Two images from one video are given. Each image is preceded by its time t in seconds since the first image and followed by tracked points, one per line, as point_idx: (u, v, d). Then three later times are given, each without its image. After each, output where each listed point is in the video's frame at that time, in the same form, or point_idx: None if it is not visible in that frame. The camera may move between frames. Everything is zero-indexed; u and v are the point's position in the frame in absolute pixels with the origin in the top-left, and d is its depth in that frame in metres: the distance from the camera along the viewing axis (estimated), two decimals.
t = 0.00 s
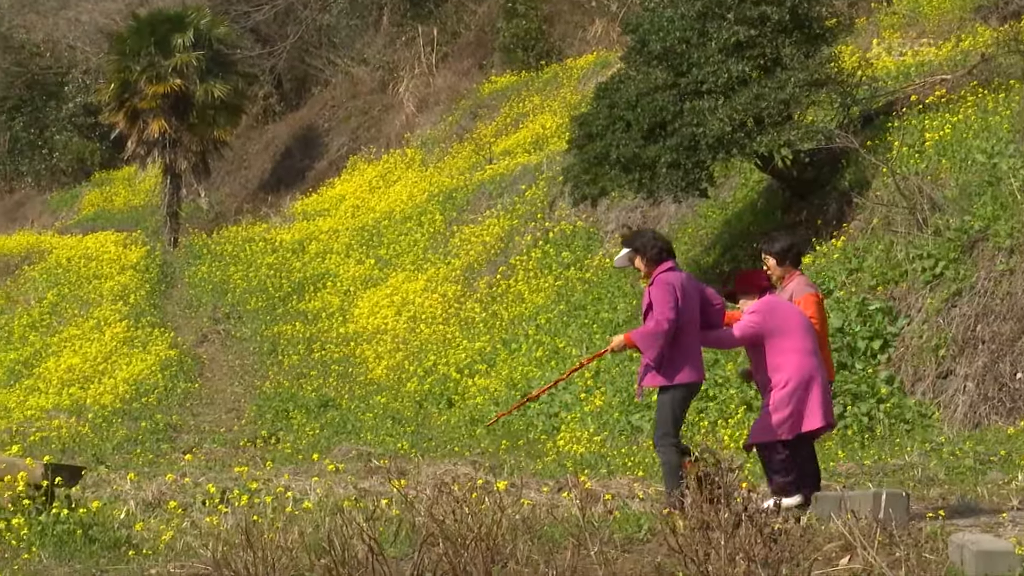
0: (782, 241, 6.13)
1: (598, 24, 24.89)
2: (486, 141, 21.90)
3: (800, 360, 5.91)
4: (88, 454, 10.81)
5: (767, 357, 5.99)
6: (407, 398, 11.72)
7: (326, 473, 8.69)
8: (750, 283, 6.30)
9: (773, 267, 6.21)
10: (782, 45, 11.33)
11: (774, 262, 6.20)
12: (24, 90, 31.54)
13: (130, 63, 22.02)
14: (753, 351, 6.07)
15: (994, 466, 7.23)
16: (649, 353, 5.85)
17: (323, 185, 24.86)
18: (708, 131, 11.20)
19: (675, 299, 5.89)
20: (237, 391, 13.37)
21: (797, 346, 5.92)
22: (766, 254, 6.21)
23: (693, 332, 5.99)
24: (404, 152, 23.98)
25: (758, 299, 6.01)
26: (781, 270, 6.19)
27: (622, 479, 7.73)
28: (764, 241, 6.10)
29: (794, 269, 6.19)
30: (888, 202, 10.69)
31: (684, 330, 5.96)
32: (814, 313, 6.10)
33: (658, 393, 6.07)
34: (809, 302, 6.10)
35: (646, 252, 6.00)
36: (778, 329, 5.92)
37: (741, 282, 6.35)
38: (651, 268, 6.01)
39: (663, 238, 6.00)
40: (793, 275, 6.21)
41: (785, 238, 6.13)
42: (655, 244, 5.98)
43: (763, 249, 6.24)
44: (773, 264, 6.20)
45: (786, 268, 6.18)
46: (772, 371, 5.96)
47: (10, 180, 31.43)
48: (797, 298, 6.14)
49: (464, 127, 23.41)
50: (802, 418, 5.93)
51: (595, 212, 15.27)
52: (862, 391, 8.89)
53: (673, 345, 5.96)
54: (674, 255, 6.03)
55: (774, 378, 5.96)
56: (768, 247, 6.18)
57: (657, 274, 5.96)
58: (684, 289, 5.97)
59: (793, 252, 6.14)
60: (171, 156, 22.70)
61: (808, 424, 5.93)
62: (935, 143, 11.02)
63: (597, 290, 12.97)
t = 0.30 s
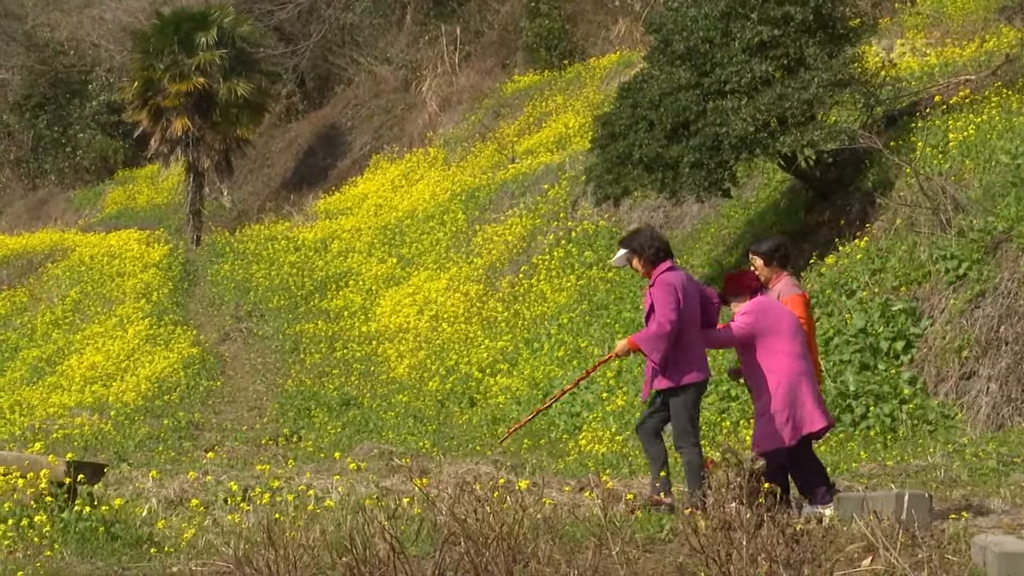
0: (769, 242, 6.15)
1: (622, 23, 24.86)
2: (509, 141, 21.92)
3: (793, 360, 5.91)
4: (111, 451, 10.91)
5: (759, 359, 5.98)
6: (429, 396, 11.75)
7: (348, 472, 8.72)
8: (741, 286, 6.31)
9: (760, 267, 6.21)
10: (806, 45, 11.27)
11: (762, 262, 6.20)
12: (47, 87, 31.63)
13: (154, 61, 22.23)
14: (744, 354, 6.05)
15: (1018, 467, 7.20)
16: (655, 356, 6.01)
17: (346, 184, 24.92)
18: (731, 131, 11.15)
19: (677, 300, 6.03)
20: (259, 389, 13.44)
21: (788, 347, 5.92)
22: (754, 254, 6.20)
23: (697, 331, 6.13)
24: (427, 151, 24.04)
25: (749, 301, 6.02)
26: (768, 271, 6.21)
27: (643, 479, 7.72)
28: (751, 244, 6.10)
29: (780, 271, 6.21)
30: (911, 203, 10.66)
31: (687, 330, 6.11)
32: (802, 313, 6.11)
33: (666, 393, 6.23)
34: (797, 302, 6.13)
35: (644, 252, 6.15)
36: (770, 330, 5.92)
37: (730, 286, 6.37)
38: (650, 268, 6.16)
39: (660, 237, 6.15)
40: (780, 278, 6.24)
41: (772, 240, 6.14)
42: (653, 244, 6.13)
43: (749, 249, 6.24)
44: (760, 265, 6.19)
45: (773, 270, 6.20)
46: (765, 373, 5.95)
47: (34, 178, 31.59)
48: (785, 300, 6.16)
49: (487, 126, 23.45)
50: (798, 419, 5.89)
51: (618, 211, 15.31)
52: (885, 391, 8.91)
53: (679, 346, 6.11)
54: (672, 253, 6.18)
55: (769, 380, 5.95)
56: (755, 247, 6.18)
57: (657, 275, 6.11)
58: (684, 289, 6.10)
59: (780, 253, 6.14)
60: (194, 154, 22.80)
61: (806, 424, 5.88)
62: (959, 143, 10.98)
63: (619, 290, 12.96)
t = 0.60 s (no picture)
0: (752, 241, 6.01)
1: (644, 23, 24.83)
2: (530, 140, 21.92)
3: (779, 358, 5.84)
4: (132, 450, 10.98)
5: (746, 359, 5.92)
6: (450, 396, 11.77)
7: (369, 471, 8.75)
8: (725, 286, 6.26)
9: (743, 267, 6.10)
10: (828, 45, 11.23)
11: (744, 262, 6.10)
12: (70, 86, 31.85)
13: (176, 61, 22.24)
14: (731, 354, 5.99)
15: None
16: (649, 359, 5.89)
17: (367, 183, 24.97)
18: (753, 130, 11.11)
19: (673, 302, 5.92)
20: (280, 387, 13.50)
21: (775, 345, 5.84)
22: (736, 254, 6.08)
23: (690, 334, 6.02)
24: (448, 150, 24.09)
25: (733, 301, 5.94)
26: (751, 270, 6.10)
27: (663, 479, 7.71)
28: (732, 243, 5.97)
29: (764, 269, 6.11)
30: (934, 203, 10.61)
31: (681, 332, 5.99)
32: (788, 312, 6.04)
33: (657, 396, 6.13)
34: (781, 302, 6.01)
35: (639, 253, 6.03)
36: (756, 329, 5.85)
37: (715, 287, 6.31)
38: (645, 269, 6.04)
39: (657, 240, 6.02)
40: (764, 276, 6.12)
41: (754, 239, 6.01)
42: (649, 246, 6.01)
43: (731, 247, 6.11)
44: (743, 265, 6.09)
45: (756, 269, 6.10)
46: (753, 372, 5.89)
47: (56, 177, 31.74)
48: (769, 299, 6.03)
49: (508, 125, 23.48)
50: (787, 417, 5.84)
51: (640, 211, 15.31)
52: (907, 391, 8.88)
53: (672, 349, 6.00)
54: (667, 256, 6.06)
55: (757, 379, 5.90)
56: (737, 247, 6.05)
57: (652, 276, 5.99)
58: (679, 291, 5.99)
59: (763, 251, 6.02)
60: (215, 153, 22.88)
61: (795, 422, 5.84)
62: (982, 143, 10.92)
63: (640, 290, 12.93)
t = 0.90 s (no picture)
0: (735, 240, 6.19)
1: (667, 22, 24.79)
2: (554, 139, 21.94)
3: (772, 354, 6.02)
4: (156, 450, 11.04)
5: (740, 357, 6.08)
6: (473, 395, 11.79)
7: (392, 470, 8.77)
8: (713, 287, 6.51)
9: (726, 266, 6.27)
10: (851, 44, 11.24)
11: (727, 261, 6.26)
12: (94, 85, 32.13)
13: (199, 60, 22.39)
14: (722, 354, 6.15)
15: None
16: (647, 351, 5.96)
17: (390, 183, 25.02)
18: (776, 130, 11.08)
19: (672, 297, 5.98)
20: (304, 387, 13.54)
21: (769, 342, 6.02)
22: (719, 253, 6.24)
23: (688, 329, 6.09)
24: (471, 149, 24.11)
25: (724, 300, 6.10)
26: (733, 270, 6.27)
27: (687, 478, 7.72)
28: (717, 241, 6.13)
29: (746, 269, 6.26)
30: (958, 202, 10.55)
31: (679, 327, 6.06)
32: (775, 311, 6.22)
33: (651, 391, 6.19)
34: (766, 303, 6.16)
35: (638, 248, 6.09)
36: (749, 326, 6.02)
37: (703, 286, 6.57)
38: (644, 264, 6.11)
39: (655, 236, 6.11)
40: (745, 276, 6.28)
41: (738, 237, 6.18)
42: (647, 242, 6.08)
43: (714, 247, 6.26)
44: (726, 264, 6.23)
45: (739, 268, 6.26)
46: (749, 370, 6.06)
47: (79, 176, 31.94)
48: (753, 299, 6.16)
49: (531, 125, 23.49)
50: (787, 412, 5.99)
51: (663, 210, 15.29)
52: (931, 391, 8.84)
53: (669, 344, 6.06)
54: (665, 252, 6.14)
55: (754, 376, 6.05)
56: (721, 246, 6.20)
57: (651, 271, 6.06)
58: (677, 286, 6.07)
59: (747, 251, 6.20)
60: (239, 153, 22.97)
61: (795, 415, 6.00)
62: (1006, 143, 10.86)
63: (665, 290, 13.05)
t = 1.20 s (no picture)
0: (725, 238, 6.07)
1: (690, 21, 24.71)
2: (578, 138, 21.94)
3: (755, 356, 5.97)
4: (182, 450, 11.12)
5: (725, 357, 6.02)
6: (498, 394, 11.80)
7: (417, 469, 8.79)
8: (696, 285, 6.29)
9: (714, 264, 6.15)
10: (877, 41, 11.14)
11: (715, 258, 6.14)
12: (118, 86, 32.28)
13: (223, 60, 22.42)
14: (706, 355, 6.08)
15: None
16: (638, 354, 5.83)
17: (414, 182, 25.06)
18: (801, 128, 11.07)
19: (668, 301, 5.85)
20: (329, 386, 13.58)
21: (756, 345, 5.98)
22: (707, 250, 6.13)
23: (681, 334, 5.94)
24: (495, 149, 24.11)
25: (712, 300, 6.03)
26: (721, 267, 6.15)
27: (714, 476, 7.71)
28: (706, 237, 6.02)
29: (734, 268, 6.13)
30: (983, 200, 10.48)
31: (671, 332, 5.92)
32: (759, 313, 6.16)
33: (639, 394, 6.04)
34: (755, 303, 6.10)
35: (637, 248, 5.95)
36: (736, 327, 5.98)
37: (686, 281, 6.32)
38: (641, 266, 5.96)
39: (655, 237, 5.95)
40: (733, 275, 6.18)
41: (728, 235, 6.07)
42: (646, 242, 5.93)
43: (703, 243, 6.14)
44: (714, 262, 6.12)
45: (727, 266, 6.13)
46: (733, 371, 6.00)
47: (105, 177, 32.16)
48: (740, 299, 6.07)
49: (555, 124, 23.47)
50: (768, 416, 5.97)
51: (687, 209, 15.26)
52: (957, 389, 8.80)
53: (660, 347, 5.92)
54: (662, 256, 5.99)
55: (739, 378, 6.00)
56: (710, 244, 6.08)
57: (648, 274, 5.92)
58: (672, 289, 5.92)
59: (736, 249, 6.07)
60: (263, 153, 23.04)
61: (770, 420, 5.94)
62: None
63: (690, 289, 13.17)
